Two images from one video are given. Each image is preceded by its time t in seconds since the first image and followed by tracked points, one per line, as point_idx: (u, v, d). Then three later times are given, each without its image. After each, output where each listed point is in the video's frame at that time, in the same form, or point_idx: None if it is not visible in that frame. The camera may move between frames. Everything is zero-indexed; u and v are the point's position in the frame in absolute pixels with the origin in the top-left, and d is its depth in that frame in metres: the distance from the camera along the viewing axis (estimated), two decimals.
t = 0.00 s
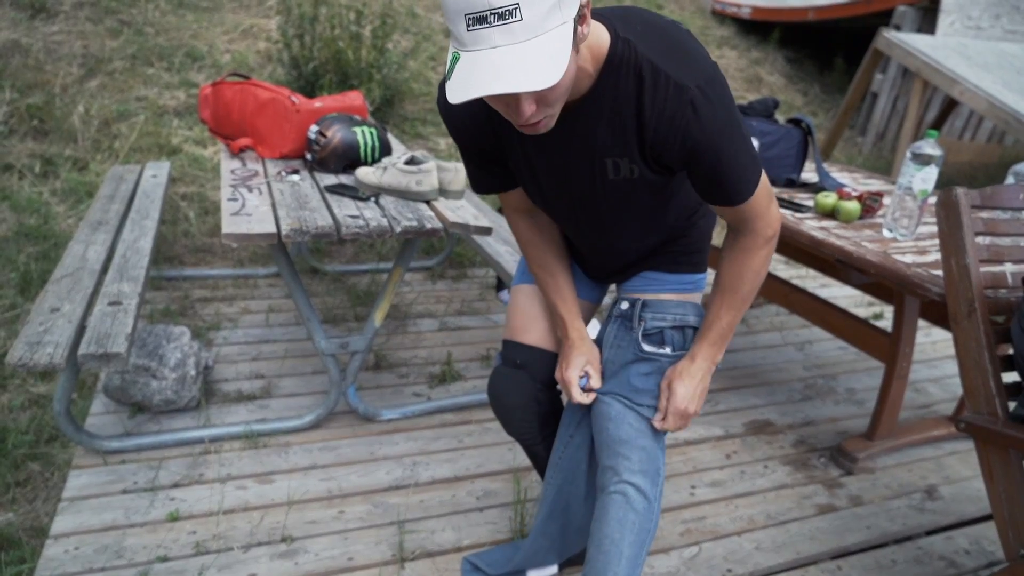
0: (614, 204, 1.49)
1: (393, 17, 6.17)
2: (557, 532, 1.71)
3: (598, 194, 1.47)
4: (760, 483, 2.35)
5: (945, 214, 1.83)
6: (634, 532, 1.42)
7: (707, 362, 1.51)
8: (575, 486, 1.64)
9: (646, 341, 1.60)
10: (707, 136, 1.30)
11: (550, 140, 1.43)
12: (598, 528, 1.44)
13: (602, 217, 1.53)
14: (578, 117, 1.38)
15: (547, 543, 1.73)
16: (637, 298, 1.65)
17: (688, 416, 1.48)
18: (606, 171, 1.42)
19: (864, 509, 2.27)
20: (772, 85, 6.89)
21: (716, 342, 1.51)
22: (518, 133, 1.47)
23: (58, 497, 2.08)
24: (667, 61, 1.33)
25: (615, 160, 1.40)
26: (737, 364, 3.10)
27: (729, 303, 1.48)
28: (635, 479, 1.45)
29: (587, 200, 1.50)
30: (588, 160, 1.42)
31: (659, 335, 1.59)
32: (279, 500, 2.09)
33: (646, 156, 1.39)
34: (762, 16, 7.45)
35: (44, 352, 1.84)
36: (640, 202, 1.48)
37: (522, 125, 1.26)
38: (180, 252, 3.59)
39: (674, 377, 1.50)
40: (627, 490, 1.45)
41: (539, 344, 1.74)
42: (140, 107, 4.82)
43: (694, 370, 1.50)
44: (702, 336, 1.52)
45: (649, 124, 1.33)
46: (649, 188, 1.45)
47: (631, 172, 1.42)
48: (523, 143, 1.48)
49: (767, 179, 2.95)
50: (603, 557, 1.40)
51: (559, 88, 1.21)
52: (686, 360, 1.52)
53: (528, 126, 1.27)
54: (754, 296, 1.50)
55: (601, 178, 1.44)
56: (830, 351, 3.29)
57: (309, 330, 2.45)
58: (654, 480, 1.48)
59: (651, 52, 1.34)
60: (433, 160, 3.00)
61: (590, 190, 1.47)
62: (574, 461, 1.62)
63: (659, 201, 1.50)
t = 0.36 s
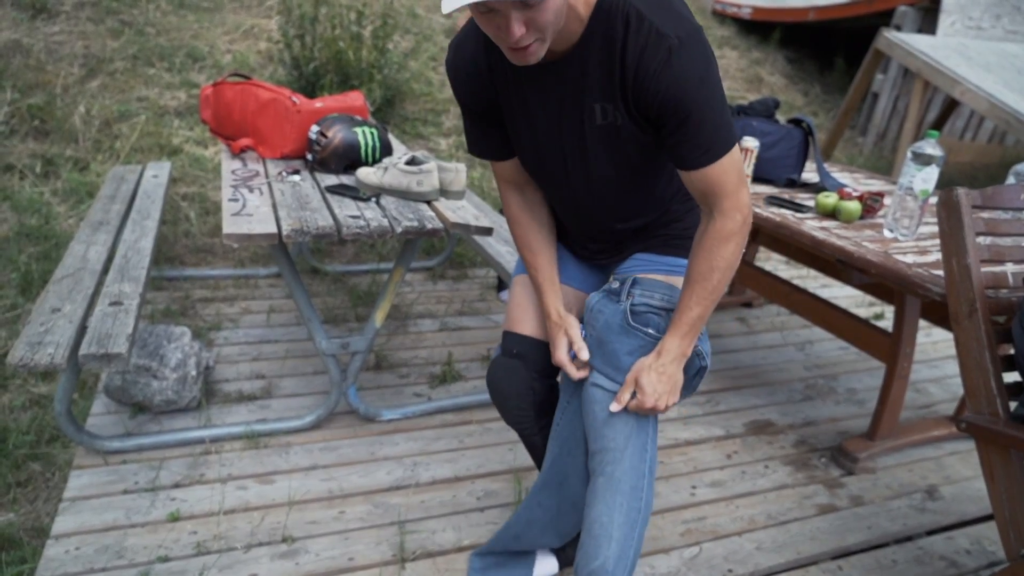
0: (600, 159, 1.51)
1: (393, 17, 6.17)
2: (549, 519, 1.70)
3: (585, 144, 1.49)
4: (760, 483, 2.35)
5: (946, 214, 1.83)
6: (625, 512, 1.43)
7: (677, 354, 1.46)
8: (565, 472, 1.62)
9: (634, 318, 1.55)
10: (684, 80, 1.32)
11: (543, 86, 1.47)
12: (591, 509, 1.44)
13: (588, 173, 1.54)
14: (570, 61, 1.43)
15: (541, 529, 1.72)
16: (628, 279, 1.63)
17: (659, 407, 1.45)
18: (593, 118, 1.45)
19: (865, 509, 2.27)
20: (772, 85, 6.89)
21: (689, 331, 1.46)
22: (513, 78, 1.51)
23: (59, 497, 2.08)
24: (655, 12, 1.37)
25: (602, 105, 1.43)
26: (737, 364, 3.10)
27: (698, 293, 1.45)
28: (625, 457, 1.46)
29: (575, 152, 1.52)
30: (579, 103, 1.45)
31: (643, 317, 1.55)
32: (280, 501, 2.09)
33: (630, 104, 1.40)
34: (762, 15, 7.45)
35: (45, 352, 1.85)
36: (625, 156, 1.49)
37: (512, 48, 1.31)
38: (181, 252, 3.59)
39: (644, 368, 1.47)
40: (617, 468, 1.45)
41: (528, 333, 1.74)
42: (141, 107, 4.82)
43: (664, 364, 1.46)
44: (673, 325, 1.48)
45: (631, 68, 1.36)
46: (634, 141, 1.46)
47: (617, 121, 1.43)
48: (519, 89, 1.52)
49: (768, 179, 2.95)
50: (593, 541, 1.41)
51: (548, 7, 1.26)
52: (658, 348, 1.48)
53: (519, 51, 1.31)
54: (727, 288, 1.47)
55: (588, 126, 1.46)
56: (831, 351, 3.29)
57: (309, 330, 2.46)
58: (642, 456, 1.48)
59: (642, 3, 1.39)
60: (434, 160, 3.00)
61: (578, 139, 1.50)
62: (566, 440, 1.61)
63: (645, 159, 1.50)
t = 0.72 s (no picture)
0: (594, 118, 1.46)
1: (392, 18, 6.17)
2: (558, 484, 1.59)
3: (580, 98, 1.46)
4: (760, 484, 2.35)
5: (945, 215, 1.83)
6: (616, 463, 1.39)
7: (676, 298, 1.46)
8: (562, 429, 1.55)
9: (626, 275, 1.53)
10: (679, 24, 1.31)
11: (542, 35, 1.47)
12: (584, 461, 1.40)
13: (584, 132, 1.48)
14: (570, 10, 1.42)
15: (552, 492, 1.61)
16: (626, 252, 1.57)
17: (653, 347, 1.42)
18: (588, 67, 1.42)
19: (864, 510, 2.27)
20: (771, 86, 6.90)
21: (690, 275, 1.45)
22: (513, 36, 1.52)
23: (58, 497, 2.08)
24: None
25: (597, 52, 1.40)
26: (737, 365, 3.11)
27: (698, 237, 1.44)
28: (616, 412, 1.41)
29: (569, 106, 1.48)
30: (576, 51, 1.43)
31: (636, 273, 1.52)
32: (279, 501, 2.09)
33: (624, 51, 1.38)
34: (761, 16, 7.45)
35: (44, 352, 1.85)
36: (620, 118, 1.44)
37: None
38: (180, 253, 3.59)
39: (642, 311, 1.46)
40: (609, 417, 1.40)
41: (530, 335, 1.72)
42: (140, 108, 4.81)
43: (662, 307, 1.45)
44: (672, 271, 1.47)
45: (627, 11, 1.35)
46: (630, 92, 1.41)
47: (612, 70, 1.40)
48: (519, 41, 1.51)
49: (767, 180, 2.96)
50: (585, 500, 1.40)
51: None
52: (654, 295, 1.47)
53: None
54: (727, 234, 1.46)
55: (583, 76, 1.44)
56: (830, 352, 3.29)
57: (309, 330, 2.45)
58: (635, 409, 1.43)
59: None
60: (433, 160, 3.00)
61: (573, 92, 1.46)
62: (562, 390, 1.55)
63: (640, 127, 1.45)
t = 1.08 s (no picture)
0: (596, 54, 1.40)
1: (392, 17, 6.17)
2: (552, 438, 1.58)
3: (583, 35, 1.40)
4: (760, 484, 2.35)
5: (946, 215, 1.82)
6: (615, 403, 1.39)
7: (687, 230, 1.44)
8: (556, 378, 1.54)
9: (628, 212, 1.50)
10: None
11: None
12: (579, 399, 1.39)
13: (586, 77, 1.42)
14: None
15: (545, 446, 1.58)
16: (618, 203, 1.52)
17: (667, 277, 1.41)
18: None
19: (864, 509, 2.27)
20: (772, 85, 6.90)
21: (705, 206, 1.45)
22: None
23: (58, 497, 2.08)
24: None
25: None
26: (737, 365, 3.11)
27: (714, 166, 1.44)
28: (614, 359, 1.40)
29: (571, 43, 1.42)
30: None
31: (638, 209, 1.51)
32: (279, 501, 2.09)
33: None
34: (761, 15, 7.45)
35: (45, 352, 1.85)
36: (625, 56, 1.38)
37: None
38: (180, 253, 3.59)
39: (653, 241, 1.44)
40: (608, 354, 1.40)
41: (529, 336, 1.68)
42: (140, 108, 4.81)
43: (675, 236, 1.44)
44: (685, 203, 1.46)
45: None
46: (637, 27, 1.36)
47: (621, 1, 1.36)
48: None
49: (767, 180, 2.96)
50: (583, 447, 1.39)
51: None
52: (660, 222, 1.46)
53: None
54: (741, 166, 1.46)
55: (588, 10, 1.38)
56: (830, 351, 3.29)
57: (309, 330, 2.45)
58: (637, 350, 1.43)
59: None
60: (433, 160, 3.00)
61: (576, 27, 1.40)
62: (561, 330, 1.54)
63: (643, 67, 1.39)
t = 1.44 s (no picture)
0: (613, 110, 1.42)
1: (392, 18, 6.17)
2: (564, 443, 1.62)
3: (597, 95, 1.41)
4: (760, 484, 2.35)
5: (946, 215, 1.82)
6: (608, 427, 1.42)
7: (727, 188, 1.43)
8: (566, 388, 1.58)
9: (642, 225, 1.50)
10: None
11: (550, 30, 1.41)
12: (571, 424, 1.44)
13: (606, 121, 1.43)
14: None
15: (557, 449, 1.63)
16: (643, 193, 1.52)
17: (692, 258, 1.43)
18: (603, 59, 1.37)
19: (864, 509, 2.27)
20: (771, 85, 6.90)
21: (745, 161, 1.43)
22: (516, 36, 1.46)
23: (58, 497, 2.07)
24: None
25: (611, 44, 1.35)
26: (737, 365, 3.11)
27: (760, 126, 1.41)
28: (611, 385, 1.43)
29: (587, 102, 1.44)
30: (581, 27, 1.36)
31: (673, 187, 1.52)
32: (279, 501, 2.09)
33: (645, 39, 1.33)
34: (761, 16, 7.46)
35: (45, 352, 1.84)
36: (643, 103, 1.40)
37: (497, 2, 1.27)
38: (180, 253, 3.59)
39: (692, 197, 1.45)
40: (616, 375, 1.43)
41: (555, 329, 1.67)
42: (140, 108, 4.82)
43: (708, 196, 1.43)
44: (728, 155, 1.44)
45: None
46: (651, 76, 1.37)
47: (629, 59, 1.35)
48: (524, 38, 1.45)
49: (767, 180, 2.96)
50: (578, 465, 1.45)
51: None
52: (679, 213, 1.45)
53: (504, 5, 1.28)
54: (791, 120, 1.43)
55: (597, 68, 1.38)
56: (830, 352, 3.29)
57: (309, 330, 2.45)
58: (633, 375, 1.46)
59: None
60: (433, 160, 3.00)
61: (588, 86, 1.41)
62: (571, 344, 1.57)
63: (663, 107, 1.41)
